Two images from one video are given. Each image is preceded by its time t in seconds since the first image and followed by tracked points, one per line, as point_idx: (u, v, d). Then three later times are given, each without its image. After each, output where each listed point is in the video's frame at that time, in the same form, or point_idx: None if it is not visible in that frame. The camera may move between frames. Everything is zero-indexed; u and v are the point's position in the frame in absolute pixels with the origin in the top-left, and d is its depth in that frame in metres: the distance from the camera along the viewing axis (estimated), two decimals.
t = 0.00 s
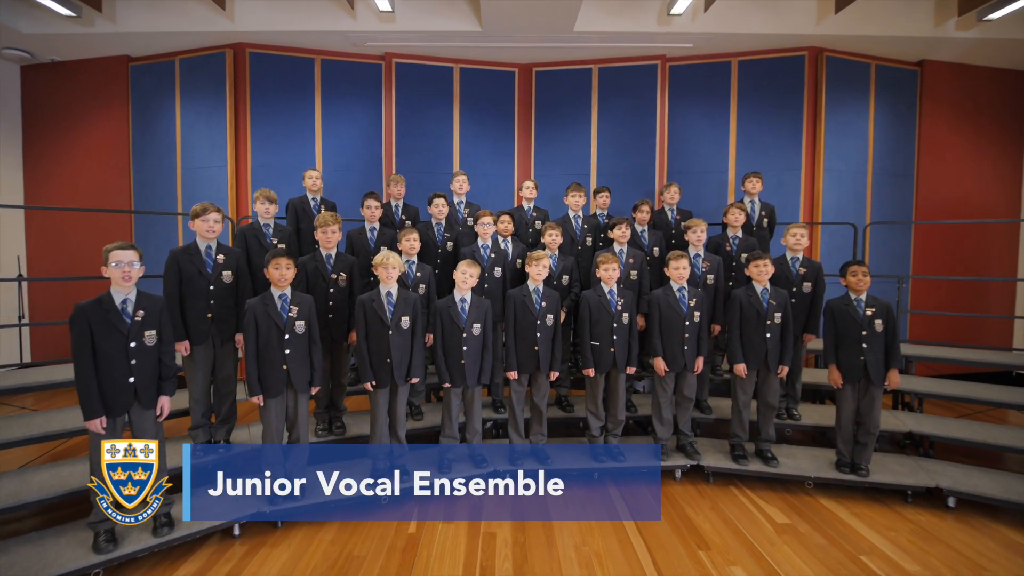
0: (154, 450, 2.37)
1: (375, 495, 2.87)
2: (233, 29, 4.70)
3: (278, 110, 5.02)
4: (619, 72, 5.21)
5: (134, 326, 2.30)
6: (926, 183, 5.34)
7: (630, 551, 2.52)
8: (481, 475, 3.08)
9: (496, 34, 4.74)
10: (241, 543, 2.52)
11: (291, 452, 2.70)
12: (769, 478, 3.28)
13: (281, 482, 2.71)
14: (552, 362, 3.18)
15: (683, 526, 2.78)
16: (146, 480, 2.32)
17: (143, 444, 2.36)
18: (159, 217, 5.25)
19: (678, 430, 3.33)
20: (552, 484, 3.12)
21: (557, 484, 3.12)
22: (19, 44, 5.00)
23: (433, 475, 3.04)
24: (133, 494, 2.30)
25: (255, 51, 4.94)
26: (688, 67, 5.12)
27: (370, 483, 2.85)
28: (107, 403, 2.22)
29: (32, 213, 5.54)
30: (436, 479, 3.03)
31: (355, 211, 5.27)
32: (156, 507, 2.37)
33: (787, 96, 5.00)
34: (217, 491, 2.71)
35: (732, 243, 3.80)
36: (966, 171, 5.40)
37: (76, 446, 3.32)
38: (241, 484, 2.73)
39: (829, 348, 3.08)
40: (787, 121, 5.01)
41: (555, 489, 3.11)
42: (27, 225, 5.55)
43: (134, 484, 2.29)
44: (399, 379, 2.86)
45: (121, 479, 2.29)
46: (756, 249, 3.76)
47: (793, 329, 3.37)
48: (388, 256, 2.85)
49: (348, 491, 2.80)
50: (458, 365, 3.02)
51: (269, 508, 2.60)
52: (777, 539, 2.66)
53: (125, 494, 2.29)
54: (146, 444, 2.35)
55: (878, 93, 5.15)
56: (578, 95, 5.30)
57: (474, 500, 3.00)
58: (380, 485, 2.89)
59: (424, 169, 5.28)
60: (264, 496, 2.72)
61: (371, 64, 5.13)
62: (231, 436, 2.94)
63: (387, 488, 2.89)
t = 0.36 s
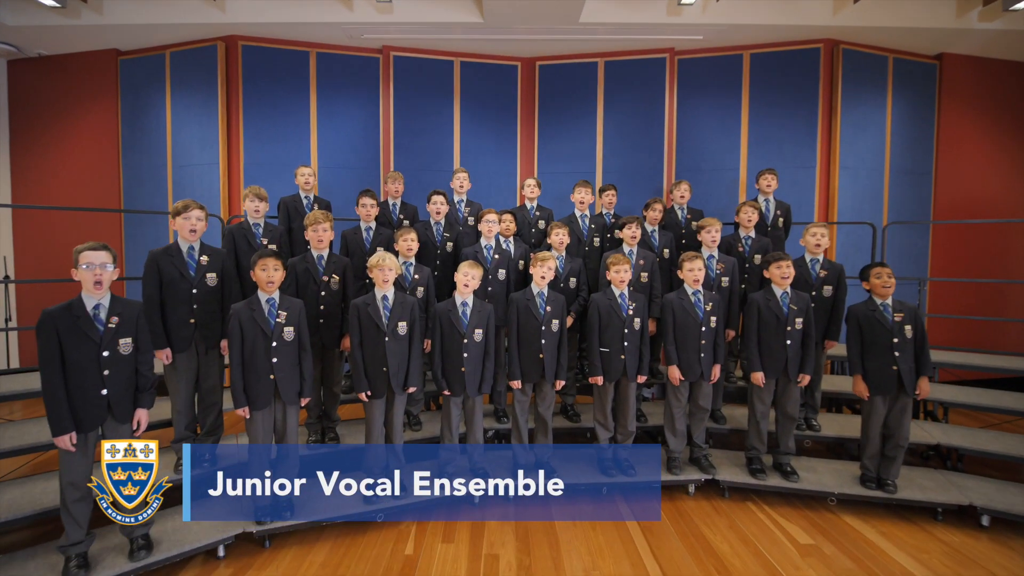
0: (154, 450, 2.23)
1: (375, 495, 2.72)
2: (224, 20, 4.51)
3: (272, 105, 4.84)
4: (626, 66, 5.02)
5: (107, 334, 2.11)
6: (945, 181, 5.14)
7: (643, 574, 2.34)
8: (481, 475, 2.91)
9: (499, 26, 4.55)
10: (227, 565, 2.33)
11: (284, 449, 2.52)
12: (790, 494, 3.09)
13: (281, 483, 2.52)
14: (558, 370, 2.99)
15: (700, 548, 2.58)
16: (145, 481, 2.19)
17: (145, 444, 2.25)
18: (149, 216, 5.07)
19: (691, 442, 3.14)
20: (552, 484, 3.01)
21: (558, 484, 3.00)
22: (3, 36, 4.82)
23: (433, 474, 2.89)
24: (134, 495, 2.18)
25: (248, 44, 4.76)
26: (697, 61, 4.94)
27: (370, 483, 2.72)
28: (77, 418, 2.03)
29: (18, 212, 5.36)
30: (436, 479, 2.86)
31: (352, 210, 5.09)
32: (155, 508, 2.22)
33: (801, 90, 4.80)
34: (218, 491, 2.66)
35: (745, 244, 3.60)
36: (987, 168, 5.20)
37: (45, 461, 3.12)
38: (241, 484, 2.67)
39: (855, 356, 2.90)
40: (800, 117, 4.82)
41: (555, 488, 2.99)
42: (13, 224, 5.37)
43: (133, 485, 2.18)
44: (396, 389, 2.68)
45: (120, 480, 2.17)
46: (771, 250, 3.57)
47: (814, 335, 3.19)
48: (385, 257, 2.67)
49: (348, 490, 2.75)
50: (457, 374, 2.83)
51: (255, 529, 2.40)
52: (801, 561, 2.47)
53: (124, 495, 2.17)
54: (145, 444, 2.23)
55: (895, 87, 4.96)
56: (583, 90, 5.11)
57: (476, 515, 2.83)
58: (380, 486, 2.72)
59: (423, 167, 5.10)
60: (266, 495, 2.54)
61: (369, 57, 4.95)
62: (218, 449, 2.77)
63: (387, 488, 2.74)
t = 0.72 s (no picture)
0: (154, 450, 2.19)
1: (374, 497, 2.60)
2: (216, 12, 4.37)
3: (267, 100, 4.70)
4: (631, 60, 4.89)
5: (82, 338, 1.97)
6: (959, 179, 5.01)
7: None
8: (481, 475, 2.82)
9: (500, 19, 4.41)
10: None
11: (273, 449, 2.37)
12: (806, 503, 2.96)
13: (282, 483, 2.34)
14: (563, 375, 2.85)
15: (714, 562, 2.43)
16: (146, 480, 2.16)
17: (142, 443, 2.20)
18: (140, 214, 4.93)
19: (702, 449, 3.01)
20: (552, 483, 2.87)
21: (557, 483, 2.86)
22: None
23: (433, 474, 2.80)
24: (134, 495, 2.11)
25: (241, 37, 4.62)
26: (704, 55, 4.81)
27: (369, 483, 2.59)
28: (48, 429, 1.88)
29: (6, 210, 5.22)
30: (436, 479, 2.76)
31: (349, 208, 4.95)
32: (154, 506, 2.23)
33: (811, 85, 4.67)
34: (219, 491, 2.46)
35: (756, 242, 3.45)
36: (1002, 165, 5.05)
37: (19, 472, 2.99)
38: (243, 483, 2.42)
39: (877, 359, 2.77)
40: (810, 112, 4.68)
41: (555, 488, 2.85)
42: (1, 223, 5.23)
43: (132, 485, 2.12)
44: (393, 396, 2.54)
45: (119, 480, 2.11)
46: (783, 249, 3.43)
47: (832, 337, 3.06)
48: (382, 256, 2.53)
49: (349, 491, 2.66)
50: (458, 379, 2.69)
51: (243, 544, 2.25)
52: None
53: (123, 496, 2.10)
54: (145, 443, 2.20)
55: (908, 82, 4.82)
56: (587, 84, 4.98)
57: (478, 528, 2.69)
58: (380, 487, 2.59)
59: (422, 163, 4.96)
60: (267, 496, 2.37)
61: (366, 51, 4.81)
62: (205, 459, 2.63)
63: (387, 488, 2.62)
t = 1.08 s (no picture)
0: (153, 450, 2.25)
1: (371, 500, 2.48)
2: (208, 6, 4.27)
3: (262, 96, 4.60)
4: (633, 55, 4.79)
5: (60, 340, 1.87)
6: (967, 177, 4.91)
7: None
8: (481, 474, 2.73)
9: (499, 13, 4.31)
10: None
11: (261, 450, 2.27)
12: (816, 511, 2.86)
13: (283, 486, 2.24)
14: (564, 378, 2.76)
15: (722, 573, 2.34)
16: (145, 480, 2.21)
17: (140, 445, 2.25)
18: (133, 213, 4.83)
19: (708, 455, 2.91)
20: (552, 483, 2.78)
21: (558, 483, 2.77)
22: None
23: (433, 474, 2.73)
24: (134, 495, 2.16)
25: (235, 31, 4.52)
26: (708, 50, 4.71)
27: (369, 483, 2.47)
28: (20, 437, 1.78)
29: None
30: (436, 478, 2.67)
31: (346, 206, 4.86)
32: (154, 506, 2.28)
33: (818, 81, 4.58)
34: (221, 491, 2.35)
35: (763, 241, 3.36)
36: (1012, 162, 4.95)
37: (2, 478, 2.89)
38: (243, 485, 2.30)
39: (887, 361, 2.68)
40: (817, 109, 4.59)
41: (555, 488, 2.76)
42: None
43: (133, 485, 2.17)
44: (388, 400, 2.44)
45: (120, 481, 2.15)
46: (791, 247, 3.33)
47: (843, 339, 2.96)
48: (377, 254, 2.44)
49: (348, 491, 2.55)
50: (455, 383, 2.59)
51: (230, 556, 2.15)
52: None
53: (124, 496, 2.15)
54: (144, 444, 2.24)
55: (916, 78, 4.72)
56: (588, 80, 4.88)
57: (476, 537, 2.59)
58: (380, 487, 2.49)
59: (420, 161, 4.86)
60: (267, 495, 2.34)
61: (363, 46, 4.71)
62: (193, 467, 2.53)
63: (387, 488, 2.51)
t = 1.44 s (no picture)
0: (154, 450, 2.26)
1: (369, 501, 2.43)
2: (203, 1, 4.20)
3: (258, 94, 4.54)
4: (634, 52, 4.73)
5: (43, 344, 1.81)
6: (971, 175, 4.85)
7: None
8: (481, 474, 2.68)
9: (498, 9, 4.25)
10: None
11: (253, 451, 2.19)
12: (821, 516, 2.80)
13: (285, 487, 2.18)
14: (563, 380, 2.70)
15: None
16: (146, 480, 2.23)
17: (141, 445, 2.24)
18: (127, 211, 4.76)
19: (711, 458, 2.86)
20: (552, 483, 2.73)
21: (558, 483, 2.72)
22: None
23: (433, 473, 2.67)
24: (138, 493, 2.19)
25: (231, 28, 4.46)
26: (710, 48, 4.66)
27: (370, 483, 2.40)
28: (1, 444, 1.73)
29: None
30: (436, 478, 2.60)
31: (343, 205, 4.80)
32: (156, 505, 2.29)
33: (821, 78, 4.52)
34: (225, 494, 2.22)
35: (768, 240, 3.30)
36: (1017, 161, 4.89)
37: None
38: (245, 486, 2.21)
39: (892, 362, 2.63)
40: (819, 106, 4.53)
41: (555, 489, 2.71)
42: None
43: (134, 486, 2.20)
44: (384, 404, 2.38)
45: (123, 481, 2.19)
46: (796, 247, 3.27)
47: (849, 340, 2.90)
48: (372, 253, 2.38)
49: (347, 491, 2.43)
50: (452, 386, 2.53)
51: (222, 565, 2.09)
52: None
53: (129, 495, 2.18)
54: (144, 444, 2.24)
55: (920, 75, 4.67)
56: (589, 78, 4.82)
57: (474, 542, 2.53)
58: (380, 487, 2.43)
59: (419, 159, 4.80)
60: (267, 495, 2.22)
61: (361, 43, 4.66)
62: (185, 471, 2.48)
63: (387, 489, 2.47)
